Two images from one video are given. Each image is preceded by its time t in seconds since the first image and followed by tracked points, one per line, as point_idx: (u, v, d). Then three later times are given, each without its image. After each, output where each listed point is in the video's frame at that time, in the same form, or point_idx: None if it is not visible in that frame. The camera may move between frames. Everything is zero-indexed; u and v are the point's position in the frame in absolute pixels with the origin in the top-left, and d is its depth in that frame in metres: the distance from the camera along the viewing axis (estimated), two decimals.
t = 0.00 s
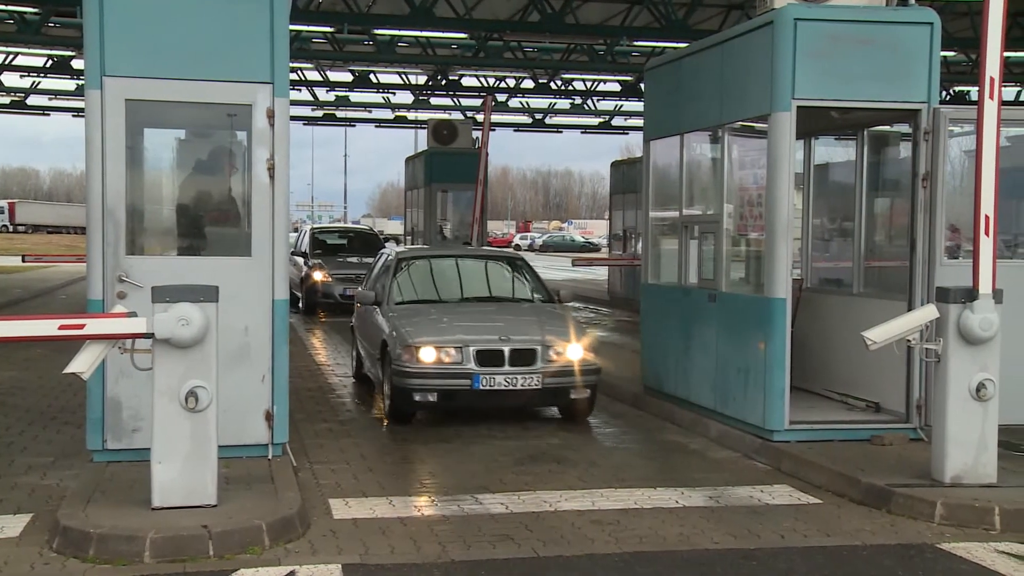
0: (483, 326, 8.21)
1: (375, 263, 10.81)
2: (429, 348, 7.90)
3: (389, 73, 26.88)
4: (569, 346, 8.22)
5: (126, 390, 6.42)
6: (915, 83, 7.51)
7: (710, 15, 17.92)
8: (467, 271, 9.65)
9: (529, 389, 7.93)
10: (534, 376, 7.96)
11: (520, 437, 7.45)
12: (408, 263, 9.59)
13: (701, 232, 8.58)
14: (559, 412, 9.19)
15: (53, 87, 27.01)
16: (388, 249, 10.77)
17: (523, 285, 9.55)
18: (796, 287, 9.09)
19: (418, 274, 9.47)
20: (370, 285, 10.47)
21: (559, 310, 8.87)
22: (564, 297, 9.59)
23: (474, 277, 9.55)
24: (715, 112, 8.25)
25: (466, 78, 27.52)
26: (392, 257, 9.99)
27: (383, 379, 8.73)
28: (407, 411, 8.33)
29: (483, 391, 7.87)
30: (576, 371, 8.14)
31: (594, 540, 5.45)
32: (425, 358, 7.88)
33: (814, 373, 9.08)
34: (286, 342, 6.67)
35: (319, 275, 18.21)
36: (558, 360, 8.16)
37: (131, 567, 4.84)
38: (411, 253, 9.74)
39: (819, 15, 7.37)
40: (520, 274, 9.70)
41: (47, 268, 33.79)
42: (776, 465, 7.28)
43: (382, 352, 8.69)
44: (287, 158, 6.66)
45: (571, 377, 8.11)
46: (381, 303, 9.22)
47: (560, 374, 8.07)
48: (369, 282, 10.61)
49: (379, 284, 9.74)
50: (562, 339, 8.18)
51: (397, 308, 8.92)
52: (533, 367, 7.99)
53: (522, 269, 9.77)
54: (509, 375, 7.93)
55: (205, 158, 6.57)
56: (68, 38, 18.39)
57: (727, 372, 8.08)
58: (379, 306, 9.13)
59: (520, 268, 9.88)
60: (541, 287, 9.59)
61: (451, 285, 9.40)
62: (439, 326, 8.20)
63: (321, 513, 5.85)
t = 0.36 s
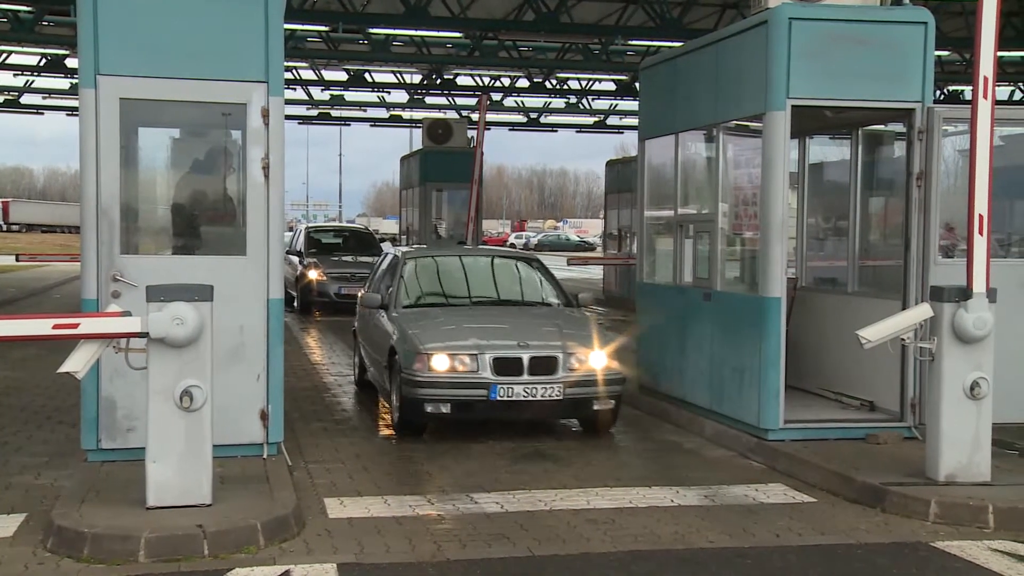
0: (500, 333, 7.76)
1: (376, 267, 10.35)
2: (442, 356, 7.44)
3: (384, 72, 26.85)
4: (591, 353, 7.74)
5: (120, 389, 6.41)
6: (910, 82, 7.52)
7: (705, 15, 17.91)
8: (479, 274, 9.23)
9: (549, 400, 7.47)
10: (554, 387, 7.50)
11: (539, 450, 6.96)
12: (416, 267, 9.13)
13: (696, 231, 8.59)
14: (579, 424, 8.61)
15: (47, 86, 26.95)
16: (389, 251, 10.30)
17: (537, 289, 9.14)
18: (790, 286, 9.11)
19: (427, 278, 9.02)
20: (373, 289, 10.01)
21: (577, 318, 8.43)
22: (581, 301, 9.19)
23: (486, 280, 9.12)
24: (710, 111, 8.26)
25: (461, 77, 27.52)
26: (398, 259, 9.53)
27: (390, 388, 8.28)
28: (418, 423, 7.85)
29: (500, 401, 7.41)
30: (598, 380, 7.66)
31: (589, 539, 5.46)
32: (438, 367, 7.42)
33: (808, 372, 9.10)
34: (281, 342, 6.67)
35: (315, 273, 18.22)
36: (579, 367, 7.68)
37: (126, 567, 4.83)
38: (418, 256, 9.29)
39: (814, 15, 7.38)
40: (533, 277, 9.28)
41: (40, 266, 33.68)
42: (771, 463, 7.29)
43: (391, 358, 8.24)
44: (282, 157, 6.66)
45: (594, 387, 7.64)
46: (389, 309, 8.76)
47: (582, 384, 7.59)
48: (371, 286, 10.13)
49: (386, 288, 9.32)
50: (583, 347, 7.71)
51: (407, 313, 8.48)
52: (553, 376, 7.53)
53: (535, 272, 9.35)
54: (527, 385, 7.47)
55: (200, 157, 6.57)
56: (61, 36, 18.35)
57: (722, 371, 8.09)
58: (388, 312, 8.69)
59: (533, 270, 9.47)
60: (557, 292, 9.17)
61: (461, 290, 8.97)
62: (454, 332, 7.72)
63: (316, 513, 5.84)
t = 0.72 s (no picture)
0: (522, 341, 7.18)
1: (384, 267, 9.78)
2: (461, 366, 6.89)
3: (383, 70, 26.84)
4: (620, 363, 7.18)
5: (119, 388, 6.41)
6: (909, 81, 7.52)
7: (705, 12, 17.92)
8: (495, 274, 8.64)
9: (576, 413, 6.91)
10: (582, 398, 6.93)
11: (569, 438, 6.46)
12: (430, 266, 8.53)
13: (695, 230, 8.59)
14: (605, 436, 8.05)
15: (46, 84, 26.91)
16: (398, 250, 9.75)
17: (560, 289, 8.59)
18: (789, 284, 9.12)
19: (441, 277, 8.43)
20: (381, 290, 9.45)
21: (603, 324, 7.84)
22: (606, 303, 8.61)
23: (503, 280, 8.53)
24: (709, 110, 8.26)
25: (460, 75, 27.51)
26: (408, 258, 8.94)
27: (403, 400, 7.72)
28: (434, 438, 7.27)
29: (523, 415, 6.85)
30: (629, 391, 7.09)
31: (587, 537, 5.47)
32: (456, 377, 6.87)
33: (807, 371, 9.10)
34: (280, 340, 6.66)
35: (313, 271, 18.22)
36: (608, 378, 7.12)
37: (124, 566, 4.83)
38: (431, 255, 8.70)
39: (813, 13, 7.38)
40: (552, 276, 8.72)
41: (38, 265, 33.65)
42: (770, 462, 7.29)
43: (404, 367, 7.67)
44: (281, 155, 6.65)
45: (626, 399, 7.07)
46: (400, 313, 8.17)
47: (612, 396, 7.02)
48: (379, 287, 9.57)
49: (396, 290, 8.73)
50: (613, 355, 7.15)
51: (420, 318, 7.91)
52: (581, 388, 6.96)
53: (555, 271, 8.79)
54: (553, 396, 6.90)
55: (199, 155, 6.56)
56: (60, 35, 18.32)
57: (721, 370, 8.09)
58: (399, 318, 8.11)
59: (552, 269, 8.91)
60: (579, 291, 8.61)
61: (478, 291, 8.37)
62: (472, 340, 7.17)
63: (315, 511, 5.85)
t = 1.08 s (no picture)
0: (547, 350, 6.57)
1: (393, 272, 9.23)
2: (481, 378, 6.27)
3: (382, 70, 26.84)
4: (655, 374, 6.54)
5: (117, 387, 6.41)
6: (907, 80, 7.52)
7: (704, 12, 17.86)
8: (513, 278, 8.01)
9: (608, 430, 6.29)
10: (614, 414, 6.31)
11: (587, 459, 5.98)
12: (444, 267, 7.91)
13: (693, 229, 8.59)
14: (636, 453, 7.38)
15: (44, 84, 26.91)
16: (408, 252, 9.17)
17: (584, 293, 8.00)
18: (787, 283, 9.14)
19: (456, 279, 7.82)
20: (390, 293, 8.86)
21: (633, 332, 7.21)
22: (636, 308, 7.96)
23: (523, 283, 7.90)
24: (707, 109, 8.26)
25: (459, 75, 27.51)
26: (421, 259, 8.33)
27: (416, 413, 7.12)
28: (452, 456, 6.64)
29: (549, 432, 6.24)
30: (664, 405, 6.47)
31: (586, 537, 5.47)
32: (476, 391, 6.25)
33: (805, 370, 9.11)
34: (278, 340, 6.66)
35: (312, 271, 18.20)
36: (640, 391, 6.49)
37: (123, 566, 4.83)
38: (446, 256, 8.08)
39: (811, 13, 7.38)
40: (572, 278, 8.11)
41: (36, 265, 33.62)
42: (769, 462, 7.28)
43: (418, 378, 7.02)
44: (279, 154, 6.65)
45: (662, 414, 6.45)
46: (413, 318, 7.55)
47: (646, 411, 6.40)
48: (388, 291, 9.00)
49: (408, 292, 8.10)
50: (647, 366, 6.52)
51: (435, 324, 7.30)
52: (613, 402, 6.35)
53: (577, 273, 8.18)
54: (582, 411, 6.29)
55: (197, 155, 6.56)
56: (59, 35, 18.33)
57: (720, 370, 8.08)
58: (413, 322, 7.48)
59: (574, 272, 8.31)
60: (604, 295, 8.01)
61: (496, 295, 7.77)
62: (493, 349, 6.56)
63: (313, 510, 5.85)
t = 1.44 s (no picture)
0: (574, 363, 6.04)
1: (403, 275, 8.67)
2: (505, 392, 5.75)
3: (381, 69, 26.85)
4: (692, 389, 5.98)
5: (117, 387, 6.40)
6: (907, 80, 7.52)
7: (703, 11, 17.99)
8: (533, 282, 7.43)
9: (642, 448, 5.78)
10: (650, 430, 5.79)
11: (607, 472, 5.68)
12: (461, 271, 7.35)
13: (692, 229, 8.60)
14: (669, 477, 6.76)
15: (44, 84, 26.93)
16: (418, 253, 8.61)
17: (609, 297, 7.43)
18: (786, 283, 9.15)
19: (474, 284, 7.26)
20: (401, 298, 8.29)
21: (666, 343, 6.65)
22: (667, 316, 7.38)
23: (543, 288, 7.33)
24: (706, 109, 8.26)
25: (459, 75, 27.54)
26: (434, 262, 7.76)
27: (431, 429, 6.57)
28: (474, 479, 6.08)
29: (578, 449, 5.72)
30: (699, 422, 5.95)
31: (586, 537, 5.46)
32: (499, 406, 5.73)
33: (804, 370, 9.12)
34: (278, 340, 6.66)
35: (312, 271, 18.18)
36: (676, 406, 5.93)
37: (122, 565, 4.83)
38: (461, 259, 7.52)
39: (810, 12, 7.39)
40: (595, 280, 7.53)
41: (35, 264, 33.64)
42: (769, 462, 7.28)
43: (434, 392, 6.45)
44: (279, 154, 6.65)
45: (701, 431, 5.93)
46: (428, 327, 6.98)
47: (684, 427, 5.87)
48: (398, 294, 8.43)
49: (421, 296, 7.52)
50: (683, 379, 5.98)
51: (452, 334, 6.74)
52: (647, 418, 5.82)
53: (600, 273, 7.60)
54: (615, 428, 5.76)
55: (197, 155, 6.56)
56: (58, 35, 18.33)
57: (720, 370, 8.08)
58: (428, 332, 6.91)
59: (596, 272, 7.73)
60: (630, 298, 7.45)
61: (517, 301, 7.21)
62: (517, 361, 6.02)
63: (313, 510, 5.85)
